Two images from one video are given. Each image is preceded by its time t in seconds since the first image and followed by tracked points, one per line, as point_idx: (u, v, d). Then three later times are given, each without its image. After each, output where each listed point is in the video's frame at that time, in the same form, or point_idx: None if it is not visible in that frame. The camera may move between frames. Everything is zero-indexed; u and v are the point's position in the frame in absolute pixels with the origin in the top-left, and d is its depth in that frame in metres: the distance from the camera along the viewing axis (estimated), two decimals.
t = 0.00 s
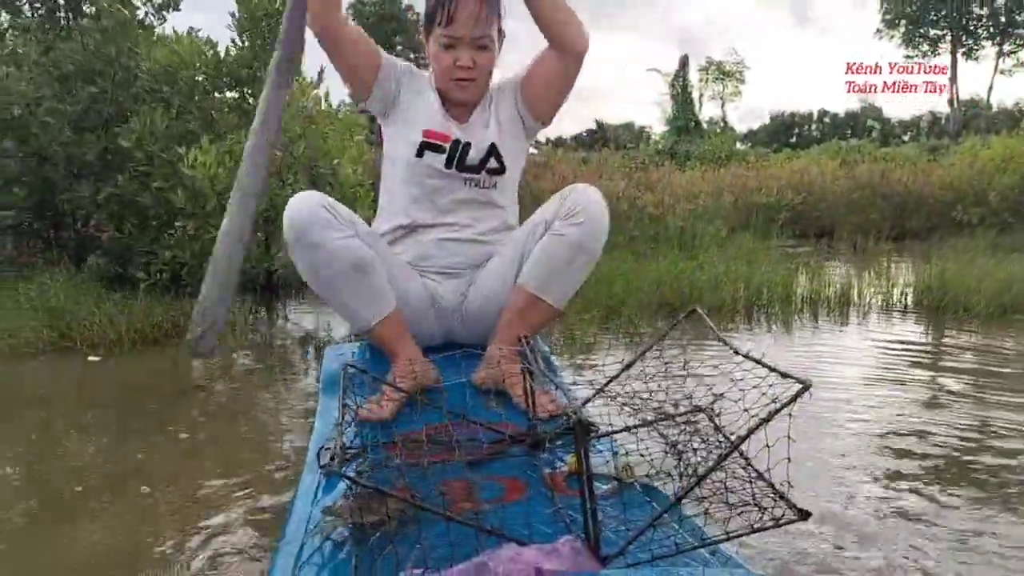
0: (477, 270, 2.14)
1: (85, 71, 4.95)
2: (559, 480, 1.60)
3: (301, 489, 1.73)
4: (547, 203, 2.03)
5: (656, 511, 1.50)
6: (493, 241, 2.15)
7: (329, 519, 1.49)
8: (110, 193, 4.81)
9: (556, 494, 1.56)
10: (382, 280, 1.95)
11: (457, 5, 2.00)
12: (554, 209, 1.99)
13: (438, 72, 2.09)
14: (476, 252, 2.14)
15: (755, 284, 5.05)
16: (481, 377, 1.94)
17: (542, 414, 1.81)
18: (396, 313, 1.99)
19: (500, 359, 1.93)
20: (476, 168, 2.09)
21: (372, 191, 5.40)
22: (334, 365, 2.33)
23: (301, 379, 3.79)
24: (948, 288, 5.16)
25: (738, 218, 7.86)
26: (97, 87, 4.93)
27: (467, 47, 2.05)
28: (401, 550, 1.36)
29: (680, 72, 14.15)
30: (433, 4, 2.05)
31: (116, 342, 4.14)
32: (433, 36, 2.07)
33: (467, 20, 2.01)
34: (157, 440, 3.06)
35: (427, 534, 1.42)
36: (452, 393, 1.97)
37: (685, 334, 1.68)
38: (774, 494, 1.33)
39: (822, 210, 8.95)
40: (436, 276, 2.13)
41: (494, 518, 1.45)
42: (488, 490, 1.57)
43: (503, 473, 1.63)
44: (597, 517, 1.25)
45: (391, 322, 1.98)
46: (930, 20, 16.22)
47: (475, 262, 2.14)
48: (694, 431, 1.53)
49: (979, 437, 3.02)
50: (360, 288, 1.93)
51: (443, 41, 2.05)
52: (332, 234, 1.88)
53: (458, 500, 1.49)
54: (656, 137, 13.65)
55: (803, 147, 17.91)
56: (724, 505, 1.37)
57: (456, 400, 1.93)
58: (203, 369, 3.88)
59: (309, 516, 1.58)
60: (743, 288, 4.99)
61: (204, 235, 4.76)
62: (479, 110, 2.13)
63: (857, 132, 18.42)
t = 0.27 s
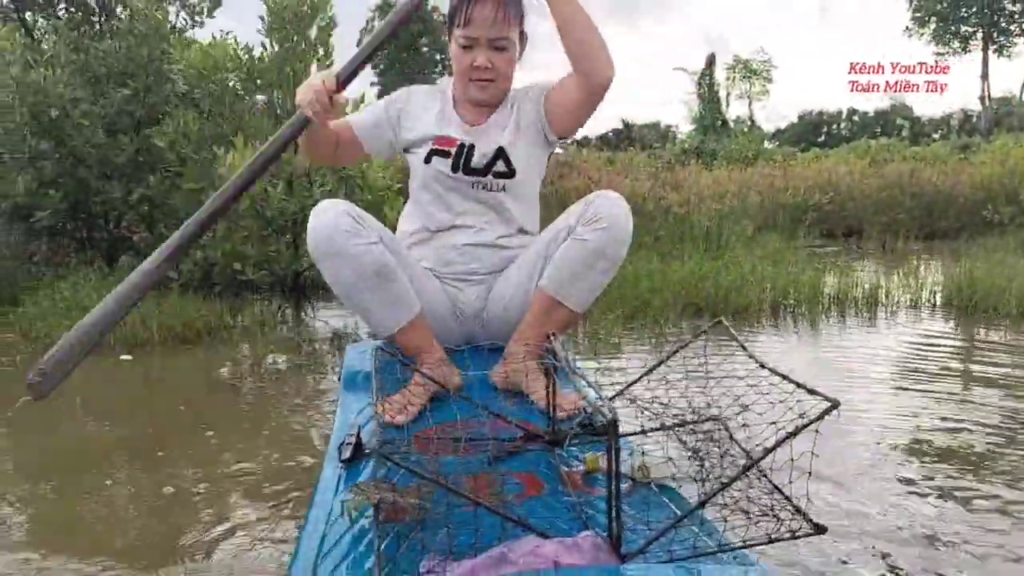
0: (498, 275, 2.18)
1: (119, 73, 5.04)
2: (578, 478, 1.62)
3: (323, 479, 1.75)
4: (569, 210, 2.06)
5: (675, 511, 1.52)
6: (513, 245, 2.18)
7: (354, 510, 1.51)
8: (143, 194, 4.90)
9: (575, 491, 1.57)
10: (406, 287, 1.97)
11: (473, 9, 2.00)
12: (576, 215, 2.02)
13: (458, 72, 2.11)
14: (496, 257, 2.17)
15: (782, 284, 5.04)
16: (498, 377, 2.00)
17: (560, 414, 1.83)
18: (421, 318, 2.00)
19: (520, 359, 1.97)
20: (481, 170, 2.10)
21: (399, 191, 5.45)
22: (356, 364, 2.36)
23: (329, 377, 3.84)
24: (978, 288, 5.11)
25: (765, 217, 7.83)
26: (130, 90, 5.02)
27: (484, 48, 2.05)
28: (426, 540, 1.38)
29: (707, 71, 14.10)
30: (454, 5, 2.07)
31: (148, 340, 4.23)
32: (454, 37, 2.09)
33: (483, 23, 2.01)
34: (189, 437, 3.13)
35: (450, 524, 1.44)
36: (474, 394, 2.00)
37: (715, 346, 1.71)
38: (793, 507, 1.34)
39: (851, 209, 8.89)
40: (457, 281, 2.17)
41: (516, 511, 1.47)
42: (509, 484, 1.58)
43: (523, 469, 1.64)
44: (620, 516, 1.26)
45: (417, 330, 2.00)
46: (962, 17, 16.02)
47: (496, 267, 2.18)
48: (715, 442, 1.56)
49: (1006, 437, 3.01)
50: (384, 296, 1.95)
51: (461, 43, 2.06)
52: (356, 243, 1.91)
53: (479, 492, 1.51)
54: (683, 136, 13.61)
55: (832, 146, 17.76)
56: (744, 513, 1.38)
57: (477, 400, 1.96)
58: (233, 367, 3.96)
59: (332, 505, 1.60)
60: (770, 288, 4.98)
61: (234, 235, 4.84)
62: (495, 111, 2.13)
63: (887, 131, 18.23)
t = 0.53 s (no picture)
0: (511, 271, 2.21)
1: (141, 71, 5.10)
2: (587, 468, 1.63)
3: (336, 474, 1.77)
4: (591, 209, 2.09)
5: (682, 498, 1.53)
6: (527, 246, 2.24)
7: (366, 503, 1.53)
8: (166, 191, 4.96)
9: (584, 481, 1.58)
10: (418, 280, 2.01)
11: (464, 7, 2.04)
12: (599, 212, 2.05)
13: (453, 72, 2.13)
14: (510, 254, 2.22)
15: (801, 279, 5.04)
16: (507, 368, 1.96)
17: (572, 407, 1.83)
18: (431, 314, 2.04)
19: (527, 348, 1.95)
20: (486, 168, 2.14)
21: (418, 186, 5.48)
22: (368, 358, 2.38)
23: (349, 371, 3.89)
24: (999, 284, 5.09)
25: (784, 213, 7.80)
26: (153, 88, 5.08)
27: (478, 45, 2.08)
28: (436, 531, 1.40)
29: (727, 66, 14.04)
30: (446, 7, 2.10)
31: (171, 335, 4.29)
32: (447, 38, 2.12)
33: (475, 20, 2.04)
34: (212, 429, 3.19)
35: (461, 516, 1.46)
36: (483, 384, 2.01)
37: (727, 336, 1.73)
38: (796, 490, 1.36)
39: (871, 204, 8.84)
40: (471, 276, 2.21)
41: (525, 501, 1.49)
42: (518, 475, 1.60)
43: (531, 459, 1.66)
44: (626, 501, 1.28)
45: (425, 323, 2.04)
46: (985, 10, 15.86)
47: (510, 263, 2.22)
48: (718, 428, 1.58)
49: None
50: (397, 288, 1.98)
51: (454, 42, 2.09)
52: (372, 233, 1.93)
53: (488, 484, 1.52)
54: (703, 131, 13.57)
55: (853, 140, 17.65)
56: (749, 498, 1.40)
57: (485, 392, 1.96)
58: (255, 362, 4.01)
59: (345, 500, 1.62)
60: (788, 283, 4.98)
61: (255, 231, 4.90)
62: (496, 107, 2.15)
63: (908, 126, 18.09)
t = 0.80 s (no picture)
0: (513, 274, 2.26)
1: (155, 72, 5.14)
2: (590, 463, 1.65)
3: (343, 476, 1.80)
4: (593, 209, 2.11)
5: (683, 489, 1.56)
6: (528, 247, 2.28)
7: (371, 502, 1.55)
8: (179, 191, 5.00)
9: (587, 476, 1.60)
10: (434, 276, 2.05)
11: (453, 15, 1.97)
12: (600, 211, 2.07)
13: (442, 80, 2.06)
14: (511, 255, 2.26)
15: (812, 277, 5.04)
16: (512, 365, 2.01)
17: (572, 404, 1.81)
18: (436, 313, 2.08)
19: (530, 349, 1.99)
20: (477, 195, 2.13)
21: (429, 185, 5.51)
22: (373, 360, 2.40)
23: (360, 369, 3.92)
24: (1012, 281, 5.07)
25: (796, 211, 7.80)
26: (166, 89, 5.13)
27: (467, 54, 2.01)
28: (441, 528, 1.42)
29: (739, 64, 14.02)
30: (433, 13, 2.03)
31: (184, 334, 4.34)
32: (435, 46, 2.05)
33: (465, 28, 1.97)
34: (224, 426, 3.22)
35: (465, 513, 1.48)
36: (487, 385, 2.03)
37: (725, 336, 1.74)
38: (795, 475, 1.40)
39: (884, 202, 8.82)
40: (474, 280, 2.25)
41: (529, 497, 1.51)
42: (521, 472, 1.62)
43: (535, 456, 1.68)
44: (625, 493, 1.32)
45: (431, 318, 2.08)
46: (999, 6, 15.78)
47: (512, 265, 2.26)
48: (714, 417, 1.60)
49: None
50: (413, 281, 2.01)
51: (443, 50, 2.02)
52: (400, 223, 1.95)
53: (491, 481, 1.54)
54: (715, 129, 13.55)
55: (866, 138, 17.58)
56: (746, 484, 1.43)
57: (489, 390, 2.00)
58: (267, 360, 4.04)
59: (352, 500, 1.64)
60: (799, 281, 4.98)
61: (267, 230, 4.93)
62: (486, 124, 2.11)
63: (922, 123, 18.00)
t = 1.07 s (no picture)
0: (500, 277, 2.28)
1: (147, 77, 5.09)
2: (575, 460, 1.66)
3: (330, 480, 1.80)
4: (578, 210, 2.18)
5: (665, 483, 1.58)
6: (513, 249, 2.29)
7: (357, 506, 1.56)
8: (174, 196, 5.00)
9: (571, 472, 1.61)
10: (432, 281, 2.05)
11: (419, 35, 1.85)
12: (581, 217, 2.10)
13: (412, 101, 1.96)
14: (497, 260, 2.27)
15: (805, 280, 5.06)
16: (496, 364, 2.08)
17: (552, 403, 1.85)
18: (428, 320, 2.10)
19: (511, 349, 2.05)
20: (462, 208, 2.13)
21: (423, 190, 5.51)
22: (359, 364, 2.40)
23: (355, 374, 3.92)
24: (1005, 284, 5.09)
25: (790, 215, 7.82)
26: (159, 92, 5.10)
27: (436, 74, 1.91)
28: (426, 536, 1.43)
29: (733, 69, 14.05)
30: (397, 31, 1.91)
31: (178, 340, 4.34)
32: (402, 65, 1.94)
33: (432, 48, 1.86)
34: (216, 431, 3.22)
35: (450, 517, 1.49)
36: (474, 390, 2.05)
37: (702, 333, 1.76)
38: (774, 460, 1.42)
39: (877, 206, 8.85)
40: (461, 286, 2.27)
41: (513, 497, 1.52)
42: (507, 473, 1.63)
43: (519, 456, 1.69)
44: (607, 488, 1.35)
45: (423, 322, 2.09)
46: (992, 11, 15.85)
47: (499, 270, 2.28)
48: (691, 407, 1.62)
49: None
50: (412, 285, 2.01)
51: (410, 71, 1.91)
52: (408, 228, 1.95)
53: (476, 481, 1.55)
54: (709, 133, 13.59)
55: (859, 143, 17.64)
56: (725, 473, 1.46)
57: (476, 392, 2.02)
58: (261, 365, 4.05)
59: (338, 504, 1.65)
60: (793, 284, 4.99)
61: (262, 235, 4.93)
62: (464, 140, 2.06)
63: (916, 127, 18.06)
